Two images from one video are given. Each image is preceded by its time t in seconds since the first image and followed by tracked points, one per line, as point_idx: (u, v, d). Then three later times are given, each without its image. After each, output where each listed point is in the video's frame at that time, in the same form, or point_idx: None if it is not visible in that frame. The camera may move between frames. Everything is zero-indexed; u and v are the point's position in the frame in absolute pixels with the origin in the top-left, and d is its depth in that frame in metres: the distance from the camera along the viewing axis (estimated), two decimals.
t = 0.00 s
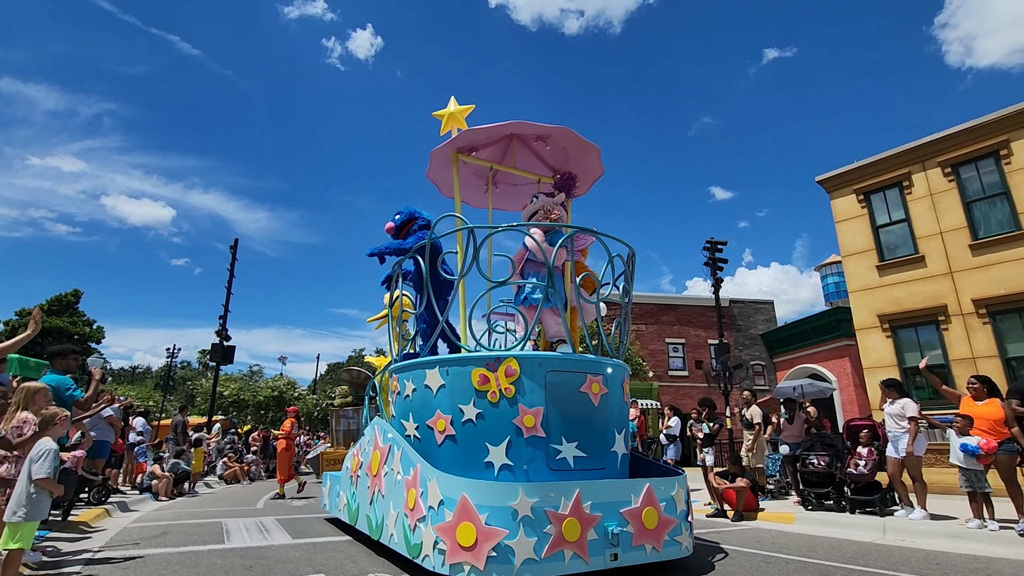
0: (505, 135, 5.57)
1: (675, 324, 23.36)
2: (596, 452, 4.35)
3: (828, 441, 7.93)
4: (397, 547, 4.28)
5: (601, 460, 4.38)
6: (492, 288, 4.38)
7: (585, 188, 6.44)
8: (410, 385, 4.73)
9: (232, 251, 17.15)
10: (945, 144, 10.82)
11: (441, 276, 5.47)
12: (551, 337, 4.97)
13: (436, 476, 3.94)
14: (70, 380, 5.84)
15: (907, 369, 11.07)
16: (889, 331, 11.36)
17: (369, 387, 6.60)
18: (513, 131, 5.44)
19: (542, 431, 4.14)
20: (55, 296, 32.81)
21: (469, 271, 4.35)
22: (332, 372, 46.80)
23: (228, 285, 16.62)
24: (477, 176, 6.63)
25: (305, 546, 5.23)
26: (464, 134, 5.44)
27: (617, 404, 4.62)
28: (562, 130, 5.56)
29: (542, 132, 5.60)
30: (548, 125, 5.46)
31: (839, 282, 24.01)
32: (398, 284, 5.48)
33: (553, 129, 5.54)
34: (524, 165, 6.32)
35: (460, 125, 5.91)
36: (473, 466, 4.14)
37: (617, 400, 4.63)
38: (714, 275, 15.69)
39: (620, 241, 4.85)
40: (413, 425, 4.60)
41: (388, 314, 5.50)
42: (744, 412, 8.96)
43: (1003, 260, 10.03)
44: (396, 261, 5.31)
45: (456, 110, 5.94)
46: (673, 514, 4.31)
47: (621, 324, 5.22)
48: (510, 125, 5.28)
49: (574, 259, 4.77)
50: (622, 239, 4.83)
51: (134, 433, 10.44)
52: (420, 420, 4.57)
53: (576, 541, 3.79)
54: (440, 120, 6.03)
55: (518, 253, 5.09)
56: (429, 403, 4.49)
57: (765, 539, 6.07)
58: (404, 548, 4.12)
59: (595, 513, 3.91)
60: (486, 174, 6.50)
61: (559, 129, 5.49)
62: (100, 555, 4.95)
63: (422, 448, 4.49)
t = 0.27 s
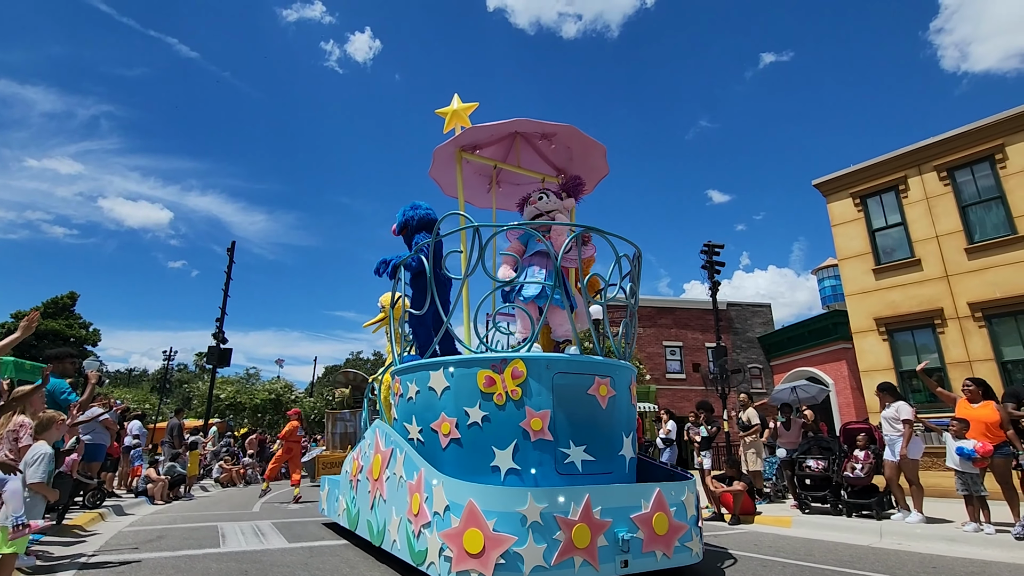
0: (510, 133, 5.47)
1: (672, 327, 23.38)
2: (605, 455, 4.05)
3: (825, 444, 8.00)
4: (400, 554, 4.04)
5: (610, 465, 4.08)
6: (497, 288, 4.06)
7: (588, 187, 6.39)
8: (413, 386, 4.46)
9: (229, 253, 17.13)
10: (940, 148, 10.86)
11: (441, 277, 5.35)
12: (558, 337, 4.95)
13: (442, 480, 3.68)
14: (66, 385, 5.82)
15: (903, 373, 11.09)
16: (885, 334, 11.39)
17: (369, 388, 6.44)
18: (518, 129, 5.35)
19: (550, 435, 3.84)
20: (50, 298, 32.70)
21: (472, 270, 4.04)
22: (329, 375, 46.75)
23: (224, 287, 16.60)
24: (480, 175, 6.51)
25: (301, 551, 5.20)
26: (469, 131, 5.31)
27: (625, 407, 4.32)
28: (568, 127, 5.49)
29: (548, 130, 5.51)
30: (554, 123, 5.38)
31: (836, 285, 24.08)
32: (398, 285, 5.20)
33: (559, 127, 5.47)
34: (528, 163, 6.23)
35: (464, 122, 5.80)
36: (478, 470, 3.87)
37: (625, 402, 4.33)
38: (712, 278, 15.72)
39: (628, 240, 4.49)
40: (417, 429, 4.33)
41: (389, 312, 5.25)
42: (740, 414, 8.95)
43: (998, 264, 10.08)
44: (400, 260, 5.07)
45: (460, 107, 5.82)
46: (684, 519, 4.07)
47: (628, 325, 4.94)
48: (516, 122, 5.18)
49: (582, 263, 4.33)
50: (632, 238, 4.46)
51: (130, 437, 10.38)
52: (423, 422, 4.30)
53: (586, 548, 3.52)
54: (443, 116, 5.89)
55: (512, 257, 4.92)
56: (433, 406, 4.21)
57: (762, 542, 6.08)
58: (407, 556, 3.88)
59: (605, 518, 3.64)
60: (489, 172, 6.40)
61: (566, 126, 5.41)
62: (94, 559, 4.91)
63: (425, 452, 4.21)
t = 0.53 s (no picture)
0: (515, 130, 5.41)
1: (670, 330, 23.40)
2: (614, 459, 3.96)
3: (821, 448, 8.07)
4: (403, 562, 3.93)
5: (620, 469, 3.99)
6: (503, 289, 4.05)
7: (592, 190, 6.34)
8: (416, 388, 4.33)
9: (226, 255, 17.11)
10: (936, 152, 10.92)
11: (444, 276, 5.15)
12: (562, 338, 4.71)
13: (448, 486, 3.61)
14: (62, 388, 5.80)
15: (900, 377, 11.11)
16: (882, 338, 11.43)
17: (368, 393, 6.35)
18: (525, 126, 5.29)
19: (558, 438, 3.75)
20: (46, 301, 32.57)
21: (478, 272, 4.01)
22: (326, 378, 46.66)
23: (221, 290, 16.58)
24: (484, 174, 6.43)
25: (297, 555, 5.18)
26: (474, 129, 5.25)
27: (633, 409, 4.25)
28: (575, 125, 5.41)
29: (554, 128, 5.44)
30: (561, 120, 5.31)
31: (832, 289, 24.14)
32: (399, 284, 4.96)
33: (566, 125, 5.39)
34: (533, 162, 6.16)
35: (468, 121, 5.73)
36: (485, 474, 3.78)
37: (633, 405, 4.26)
38: (709, 282, 15.76)
39: (635, 240, 4.43)
40: (421, 432, 4.19)
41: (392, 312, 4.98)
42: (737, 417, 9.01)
43: (994, 268, 10.13)
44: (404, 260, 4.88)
45: (463, 105, 5.75)
46: (695, 525, 3.94)
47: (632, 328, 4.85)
48: (522, 119, 5.12)
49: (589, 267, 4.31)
50: (638, 238, 4.40)
51: (125, 440, 10.35)
52: (427, 425, 4.17)
53: (597, 555, 3.40)
54: (447, 115, 5.82)
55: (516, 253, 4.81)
56: (437, 409, 4.09)
57: (759, 546, 6.08)
58: (411, 563, 3.78)
59: (616, 524, 3.52)
60: (493, 171, 6.31)
61: (574, 124, 5.34)
62: (88, 564, 4.88)
63: (430, 456, 4.09)
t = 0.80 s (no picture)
0: (520, 128, 5.36)
1: (667, 333, 23.42)
2: (624, 463, 3.70)
3: (818, 452, 8.19)
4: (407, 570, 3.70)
5: (629, 474, 3.73)
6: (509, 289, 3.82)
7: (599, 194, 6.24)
8: (420, 391, 4.10)
9: (223, 257, 17.09)
10: (931, 157, 10.97)
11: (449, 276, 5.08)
12: (573, 342, 4.54)
13: (455, 490, 3.38)
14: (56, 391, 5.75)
15: (896, 380, 11.16)
16: (878, 341, 11.46)
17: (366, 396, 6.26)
18: (530, 123, 5.25)
19: (568, 442, 3.51)
20: (42, 303, 32.46)
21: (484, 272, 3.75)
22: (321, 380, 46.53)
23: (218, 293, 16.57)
24: (487, 173, 6.37)
25: (293, 559, 5.16)
26: (479, 127, 5.19)
27: (643, 412, 3.99)
28: (581, 124, 5.37)
29: (560, 126, 5.37)
30: (568, 118, 5.26)
31: (829, 292, 24.21)
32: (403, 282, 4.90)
33: (573, 123, 5.34)
34: (537, 161, 6.10)
35: (473, 118, 5.73)
36: (492, 479, 3.54)
37: (643, 407, 4.00)
38: (706, 285, 15.80)
39: (645, 239, 4.20)
40: (426, 435, 3.97)
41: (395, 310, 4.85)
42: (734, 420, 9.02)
43: (988, 272, 10.17)
44: (405, 259, 4.86)
45: (468, 102, 5.72)
46: (707, 531, 3.66)
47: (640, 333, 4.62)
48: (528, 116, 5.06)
49: (600, 269, 4.07)
50: (648, 238, 4.18)
51: (121, 444, 10.32)
52: (431, 429, 3.94)
53: (608, 563, 3.14)
54: (451, 112, 5.79)
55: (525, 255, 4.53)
56: (442, 412, 3.87)
57: (756, 550, 6.08)
58: (416, 571, 3.55)
59: (628, 530, 3.26)
60: (498, 170, 6.25)
61: (581, 122, 5.29)
62: (83, 568, 4.85)
63: (435, 461, 3.87)
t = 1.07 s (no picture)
0: (525, 127, 5.28)
1: (663, 336, 23.46)
2: (633, 467, 3.59)
3: (813, 456, 8.09)
4: None
5: (639, 479, 3.61)
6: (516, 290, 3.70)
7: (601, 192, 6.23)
8: (424, 393, 3.99)
9: (218, 259, 17.02)
10: (925, 162, 11.04)
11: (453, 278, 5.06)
12: (578, 343, 4.54)
13: (462, 496, 3.28)
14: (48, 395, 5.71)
15: (891, 384, 11.17)
16: (873, 345, 11.50)
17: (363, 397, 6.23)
18: (536, 121, 5.17)
19: (576, 447, 3.39)
20: (36, 305, 32.29)
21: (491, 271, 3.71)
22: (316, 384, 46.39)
23: (213, 296, 16.52)
24: (490, 173, 6.27)
25: (288, 564, 5.14)
26: (484, 126, 5.07)
27: (650, 416, 3.88)
28: (588, 123, 5.30)
29: (565, 125, 5.32)
30: (575, 117, 5.19)
31: (825, 296, 24.30)
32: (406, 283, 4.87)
33: (579, 122, 5.28)
34: (541, 161, 6.02)
35: (476, 116, 5.64)
36: (499, 484, 3.43)
37: (651, 411, 3.89)
38: (702, 288, 15.85)
39: (652, 241, 4.08)
40: (429, 439, 3.87)
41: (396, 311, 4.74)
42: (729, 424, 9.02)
43: (982, 276, 10.23)
44: (409, 258, 4.75)
45: (471, 100, 5.65)
46: (718, 537, 3.51)
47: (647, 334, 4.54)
48: (534, 114, 4.98)
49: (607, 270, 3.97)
50: (656, 240, 4.05)
51: (114, 447, 10.25)
52: (435, 433, 3.83)
53: (621, 571, 3.02)
54: (454, 110, 5.70)
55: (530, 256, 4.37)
56: (447, 415, 3.76)
57: (752, 554, 6.08)
58: None
59: (640, 537, 3.14)
60: (501, 169, 6.21)
61: (588, 121, 5.22)
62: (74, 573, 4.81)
63: (439, 465, 3.76)
